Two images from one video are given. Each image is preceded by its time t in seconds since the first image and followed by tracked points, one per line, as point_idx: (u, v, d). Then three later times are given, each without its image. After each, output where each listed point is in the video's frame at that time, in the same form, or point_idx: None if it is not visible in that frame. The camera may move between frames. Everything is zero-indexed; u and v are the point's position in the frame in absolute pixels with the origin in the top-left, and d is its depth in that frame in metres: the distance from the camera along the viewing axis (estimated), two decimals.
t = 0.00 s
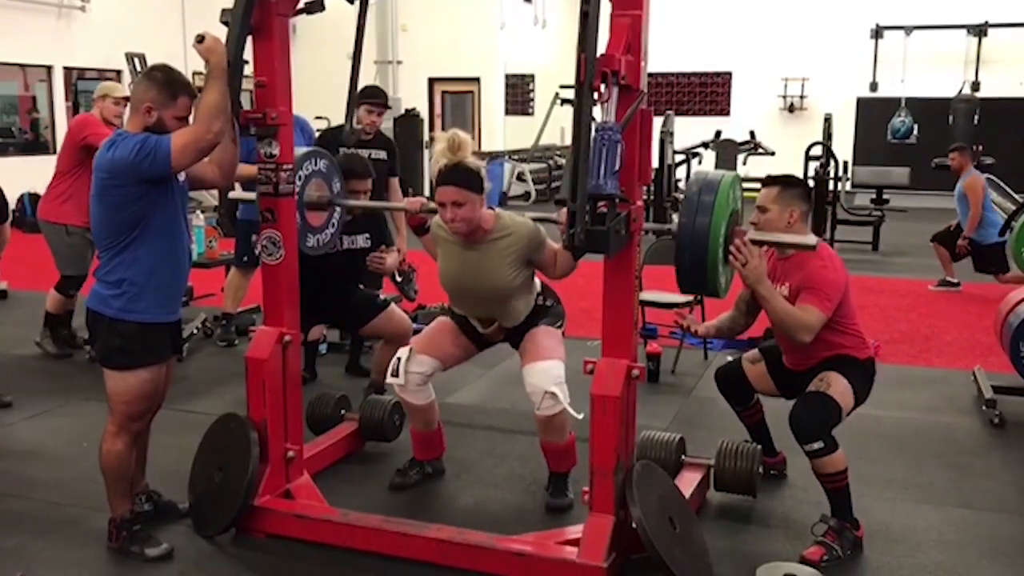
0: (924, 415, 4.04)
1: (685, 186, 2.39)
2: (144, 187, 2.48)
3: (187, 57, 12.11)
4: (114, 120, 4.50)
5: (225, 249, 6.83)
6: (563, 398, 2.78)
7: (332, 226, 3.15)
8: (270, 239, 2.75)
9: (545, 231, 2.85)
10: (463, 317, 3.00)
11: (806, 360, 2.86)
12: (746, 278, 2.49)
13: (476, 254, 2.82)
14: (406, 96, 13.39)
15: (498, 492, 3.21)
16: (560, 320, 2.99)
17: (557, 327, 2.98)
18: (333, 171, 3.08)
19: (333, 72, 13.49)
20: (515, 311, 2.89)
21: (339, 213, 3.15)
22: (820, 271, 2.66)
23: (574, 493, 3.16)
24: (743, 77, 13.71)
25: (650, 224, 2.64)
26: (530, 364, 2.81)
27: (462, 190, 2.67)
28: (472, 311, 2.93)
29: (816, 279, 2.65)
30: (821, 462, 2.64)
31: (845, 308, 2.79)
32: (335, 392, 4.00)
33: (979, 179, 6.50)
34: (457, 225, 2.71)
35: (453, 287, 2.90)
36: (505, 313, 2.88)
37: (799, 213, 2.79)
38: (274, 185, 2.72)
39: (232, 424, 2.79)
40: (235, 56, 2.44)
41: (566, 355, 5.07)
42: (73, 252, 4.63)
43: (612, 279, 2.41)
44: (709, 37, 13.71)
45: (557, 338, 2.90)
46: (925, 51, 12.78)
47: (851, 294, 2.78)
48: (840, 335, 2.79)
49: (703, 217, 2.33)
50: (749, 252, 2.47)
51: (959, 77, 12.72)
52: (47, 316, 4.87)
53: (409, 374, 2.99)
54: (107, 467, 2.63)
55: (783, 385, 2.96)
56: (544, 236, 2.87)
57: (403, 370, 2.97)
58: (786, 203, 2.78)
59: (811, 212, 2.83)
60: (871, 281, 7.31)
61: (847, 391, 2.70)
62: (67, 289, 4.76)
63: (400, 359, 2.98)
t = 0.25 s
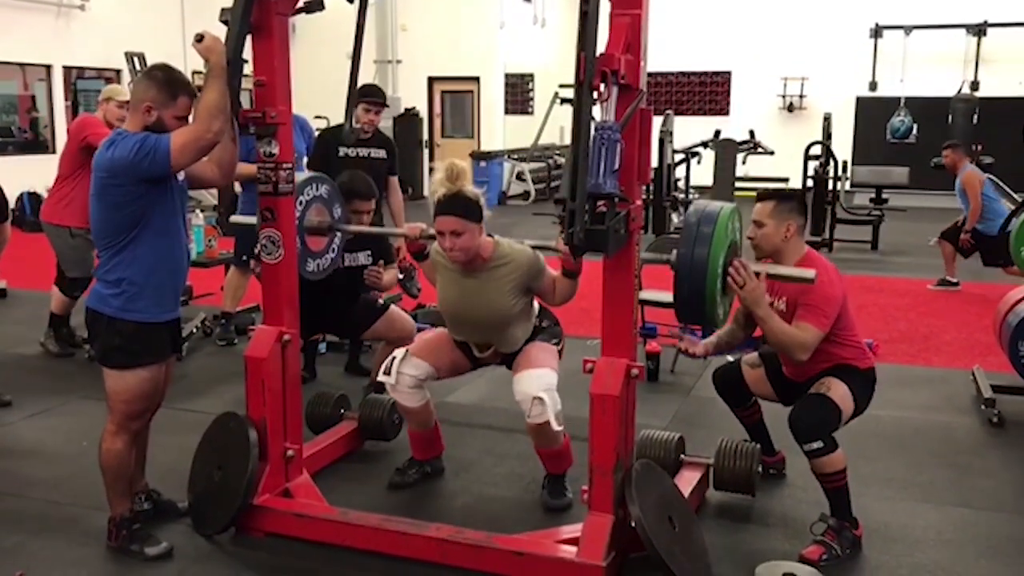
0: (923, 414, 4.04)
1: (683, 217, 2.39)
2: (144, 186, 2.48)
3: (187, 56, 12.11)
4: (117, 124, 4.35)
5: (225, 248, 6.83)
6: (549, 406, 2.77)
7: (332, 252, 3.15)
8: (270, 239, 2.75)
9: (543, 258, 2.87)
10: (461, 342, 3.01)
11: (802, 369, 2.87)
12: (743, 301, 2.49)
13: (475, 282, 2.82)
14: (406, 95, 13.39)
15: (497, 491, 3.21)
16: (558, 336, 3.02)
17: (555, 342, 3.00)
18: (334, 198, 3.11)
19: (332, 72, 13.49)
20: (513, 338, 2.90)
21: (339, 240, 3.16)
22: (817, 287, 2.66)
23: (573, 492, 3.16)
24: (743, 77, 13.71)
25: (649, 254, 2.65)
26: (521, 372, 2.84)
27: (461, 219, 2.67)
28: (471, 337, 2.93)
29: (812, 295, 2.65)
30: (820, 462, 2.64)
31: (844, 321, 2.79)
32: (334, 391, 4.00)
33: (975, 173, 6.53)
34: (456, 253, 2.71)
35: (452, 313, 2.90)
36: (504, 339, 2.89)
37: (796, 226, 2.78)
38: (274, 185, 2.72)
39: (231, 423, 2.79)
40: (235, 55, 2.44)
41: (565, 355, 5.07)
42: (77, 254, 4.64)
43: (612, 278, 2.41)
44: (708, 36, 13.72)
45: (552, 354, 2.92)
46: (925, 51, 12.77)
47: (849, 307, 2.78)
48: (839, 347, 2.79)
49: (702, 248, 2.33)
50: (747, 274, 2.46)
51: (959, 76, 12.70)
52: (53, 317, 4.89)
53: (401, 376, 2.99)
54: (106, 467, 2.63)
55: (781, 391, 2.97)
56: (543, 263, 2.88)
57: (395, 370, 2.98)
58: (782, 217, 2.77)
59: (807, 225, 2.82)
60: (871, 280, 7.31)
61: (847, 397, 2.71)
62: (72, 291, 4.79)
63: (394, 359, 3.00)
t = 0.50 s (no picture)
0: (922, 414, 4.04)
1: (683, 244, 2.41)
2: (144, 185, 2.48)
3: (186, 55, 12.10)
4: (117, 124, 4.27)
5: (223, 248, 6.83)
6: (552, 405, 2.77)
7: (332, 274, 3.15)
8: (269, 239, 2.75)
9: (541, 285, 2.90)
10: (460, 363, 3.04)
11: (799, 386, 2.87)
12: (741, 330, 2.49)
13: (473, 308, 2.86)
14: (405, 95, 13.39)
15: (496, 491, 3.20)
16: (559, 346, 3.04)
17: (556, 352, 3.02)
18: (335, 221, 3.13)
19: (332, 72, 13.48)
20: (513, 362, 2.94)
21: (339, 262, 3.16)
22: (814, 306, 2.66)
23: (572, 492, 3.16)
24: (742, 77, 13.71)
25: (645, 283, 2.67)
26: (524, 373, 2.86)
27: (459, 250, 2.70)
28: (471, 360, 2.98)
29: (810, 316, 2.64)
30: (820, 462, 2.64)
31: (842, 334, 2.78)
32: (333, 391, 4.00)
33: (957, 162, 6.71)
34: (454, 282, 2.74)
35: (450, 338, 2.94)
36: (503, 364, 2.93)
37: (791, 240, 2.76)
38: (272, 184, 2.71)
39: (229, 423, 2.79)
40: (233, 55, 2.44)
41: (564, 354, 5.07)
42: (76, 254, 4.64)
43: (611, 277, 2.41)
44: (707, 36, 13.72)
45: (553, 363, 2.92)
46: (924, 51, 12.78)
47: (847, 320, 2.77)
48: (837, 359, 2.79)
49: (700, 277, 2.33)
50: (744, 304, 2.46)
51: (957, 77, 12.72)
52: (51, 316, 4.89)
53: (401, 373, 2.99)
54: (104, 467, 2.62)
55: (779, 396, 2.96)
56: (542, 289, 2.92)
57: (398, 367, 2.98)
58: (778, 231, 2.75)
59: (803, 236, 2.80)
60: (870, 280, 7.32)
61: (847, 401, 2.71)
62: (71, 291, 4.78)
63: (396, 356, 3.01)
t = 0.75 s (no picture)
0: (920, 416, 4.04)
1: (681, 254, 2.43)
2: (143, 187, 2.48)
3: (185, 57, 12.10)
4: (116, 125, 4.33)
5: (222, 249, 6.83)
6: (552, 403, 2.76)
7: (331, 281, 3.13)
8: (268, 240, 2.75)
9: (539, 293, 2.91)
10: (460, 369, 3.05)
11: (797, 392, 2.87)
12: (737, 335, 2.51)
13: (473, 317, 2.87)
14: (404, 96, 13.38)
15: (495, 492, 3.20)
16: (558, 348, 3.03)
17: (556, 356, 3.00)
18: (334, 229, 3.11)
19: (331, 73, 13.48)
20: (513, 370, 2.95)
21: (339, 267, 3.15)
22: (813, 312, 2.66)
23: (571, 493, 3.16)
24: (741, 78, 13.72)
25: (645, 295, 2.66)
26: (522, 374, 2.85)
27: (458, 260, 2.70)
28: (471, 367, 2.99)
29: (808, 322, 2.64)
30: (819, 463, 2.65)
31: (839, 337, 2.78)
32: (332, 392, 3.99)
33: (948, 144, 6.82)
34: (454, 292, 2.74)
35: (449, 345, 2.95)
36: (504, 371, 2.94)
37: (790, 244, 2.73)
38: (271, 186, 2.72)
39: (228, 424, 2.79)
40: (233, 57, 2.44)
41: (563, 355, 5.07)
42: (73, 254, 4.63)
43: (610, 279, 2.41)
44: (707, 38, 13.72)
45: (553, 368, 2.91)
46: (923, 53, 12.79)
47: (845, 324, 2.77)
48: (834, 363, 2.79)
49: (698, 286, 2.34)
50: (740, 311, 2.48)
51: (956, 79, 12.73)
52: (50, 317, 4.89)
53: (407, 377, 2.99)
54: (103, 468, 2.62)
55: (776, 399, 2.95)
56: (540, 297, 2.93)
57: (404, 370, 2.97)
58: (777, 235, 2.73)
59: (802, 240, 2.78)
60: (868, 282, 7.32)
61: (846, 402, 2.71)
62: (69, 292, 4.78)
63: (400, 360, 3.01)
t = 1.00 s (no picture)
0: (918, 419, 4.05)
1: (680, 236, 2.42)
2: (141, 191, 2.48)
3: (185, 59, 12.11)
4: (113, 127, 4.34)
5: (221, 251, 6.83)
6: (536, 402, 2.74)
7: (327, 266, 3.15)
8: (267, 243, 2.75)
9: (538, 273, 2.92)
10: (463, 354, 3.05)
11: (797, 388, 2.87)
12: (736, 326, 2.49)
13: (474, 302, 2.88)
14: (403, 99, 13.38)
15: (494, 495, 3.20)
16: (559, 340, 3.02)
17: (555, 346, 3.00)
18: (333, 211, 3.12)
19: (330, 76, 13.49)
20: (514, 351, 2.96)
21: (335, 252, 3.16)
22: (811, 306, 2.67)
23: (570, 496, 3.16)
24: (740, 81, 13.73)
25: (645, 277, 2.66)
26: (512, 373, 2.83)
27: (458, 248, 2.70)
28: (473, 349, 2.99)
29: (804, 317, 2.66)
30: (815, 467, 2.64)
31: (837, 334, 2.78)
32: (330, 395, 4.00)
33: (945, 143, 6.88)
34: (455, 280, 2.75)
35: (452, 331, 2.96)
36: (505, 353, 2.96)
37: (789, 241, 2.77)
38: (270, 189, 2.72)
39: (227, 427, 2.79)
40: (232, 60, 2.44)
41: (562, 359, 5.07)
42: (71, 256, 4.62)
43: (609, 282, 2.41)
44: (706, 41, 13.73)
45: (550, 359, 2.92)
46: (922, 56, 12.81)
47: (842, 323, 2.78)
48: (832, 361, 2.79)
49: (697, 269, 2.34)
50: (739, 299, 2.46)
51: (955, 82, 12.75)
52: (48, 320, 4.89)
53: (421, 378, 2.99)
54: (101, 471, 2.62)
55: (776, 401, 2.96)
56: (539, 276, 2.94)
57: (417, 373, 2.97)
58: (776, 231, 2.77)
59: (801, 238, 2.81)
60: (867, 285, 7.33)
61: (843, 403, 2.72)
62: (68, 295, 4.78)
63: (412, 362, 3.00)
